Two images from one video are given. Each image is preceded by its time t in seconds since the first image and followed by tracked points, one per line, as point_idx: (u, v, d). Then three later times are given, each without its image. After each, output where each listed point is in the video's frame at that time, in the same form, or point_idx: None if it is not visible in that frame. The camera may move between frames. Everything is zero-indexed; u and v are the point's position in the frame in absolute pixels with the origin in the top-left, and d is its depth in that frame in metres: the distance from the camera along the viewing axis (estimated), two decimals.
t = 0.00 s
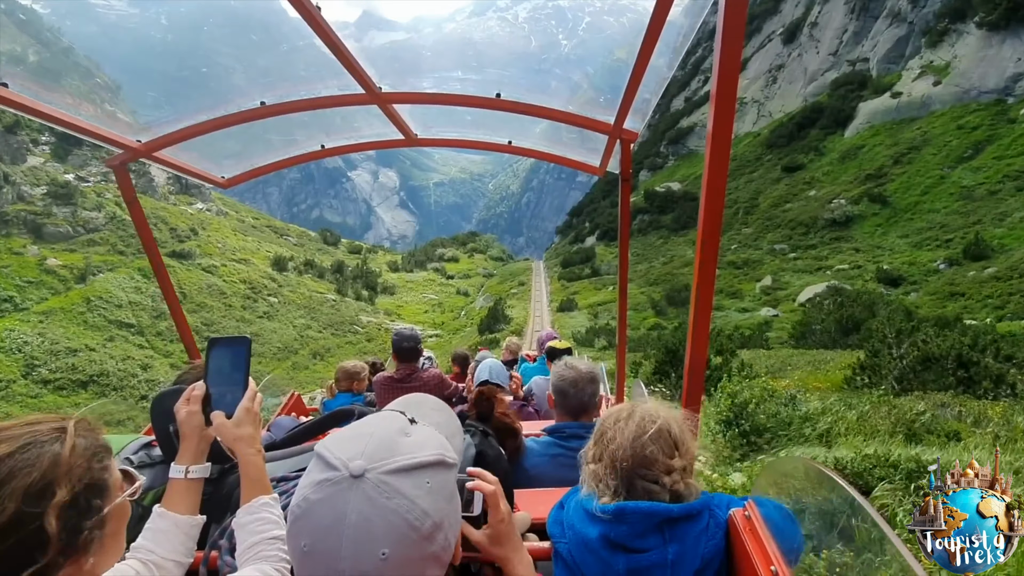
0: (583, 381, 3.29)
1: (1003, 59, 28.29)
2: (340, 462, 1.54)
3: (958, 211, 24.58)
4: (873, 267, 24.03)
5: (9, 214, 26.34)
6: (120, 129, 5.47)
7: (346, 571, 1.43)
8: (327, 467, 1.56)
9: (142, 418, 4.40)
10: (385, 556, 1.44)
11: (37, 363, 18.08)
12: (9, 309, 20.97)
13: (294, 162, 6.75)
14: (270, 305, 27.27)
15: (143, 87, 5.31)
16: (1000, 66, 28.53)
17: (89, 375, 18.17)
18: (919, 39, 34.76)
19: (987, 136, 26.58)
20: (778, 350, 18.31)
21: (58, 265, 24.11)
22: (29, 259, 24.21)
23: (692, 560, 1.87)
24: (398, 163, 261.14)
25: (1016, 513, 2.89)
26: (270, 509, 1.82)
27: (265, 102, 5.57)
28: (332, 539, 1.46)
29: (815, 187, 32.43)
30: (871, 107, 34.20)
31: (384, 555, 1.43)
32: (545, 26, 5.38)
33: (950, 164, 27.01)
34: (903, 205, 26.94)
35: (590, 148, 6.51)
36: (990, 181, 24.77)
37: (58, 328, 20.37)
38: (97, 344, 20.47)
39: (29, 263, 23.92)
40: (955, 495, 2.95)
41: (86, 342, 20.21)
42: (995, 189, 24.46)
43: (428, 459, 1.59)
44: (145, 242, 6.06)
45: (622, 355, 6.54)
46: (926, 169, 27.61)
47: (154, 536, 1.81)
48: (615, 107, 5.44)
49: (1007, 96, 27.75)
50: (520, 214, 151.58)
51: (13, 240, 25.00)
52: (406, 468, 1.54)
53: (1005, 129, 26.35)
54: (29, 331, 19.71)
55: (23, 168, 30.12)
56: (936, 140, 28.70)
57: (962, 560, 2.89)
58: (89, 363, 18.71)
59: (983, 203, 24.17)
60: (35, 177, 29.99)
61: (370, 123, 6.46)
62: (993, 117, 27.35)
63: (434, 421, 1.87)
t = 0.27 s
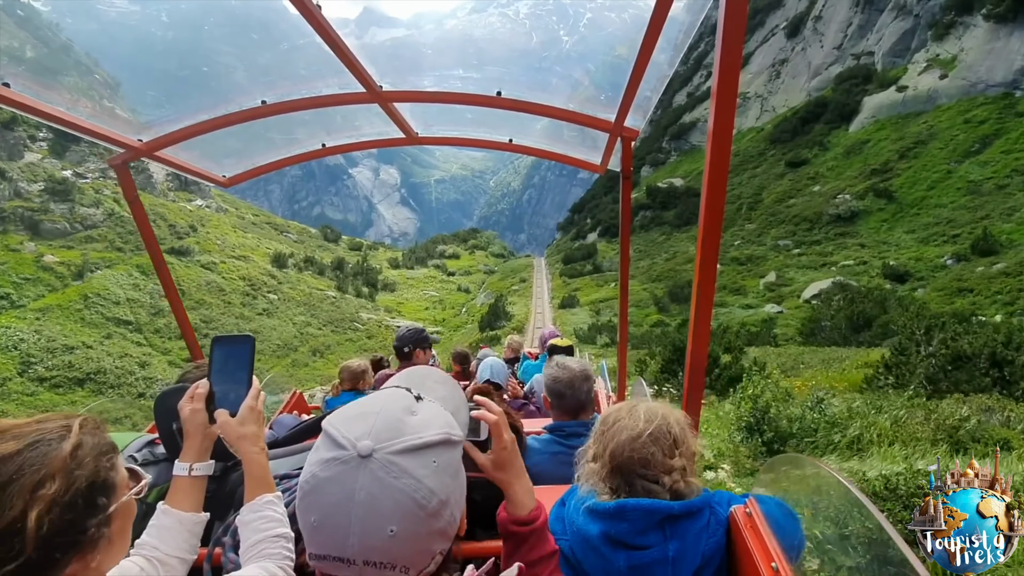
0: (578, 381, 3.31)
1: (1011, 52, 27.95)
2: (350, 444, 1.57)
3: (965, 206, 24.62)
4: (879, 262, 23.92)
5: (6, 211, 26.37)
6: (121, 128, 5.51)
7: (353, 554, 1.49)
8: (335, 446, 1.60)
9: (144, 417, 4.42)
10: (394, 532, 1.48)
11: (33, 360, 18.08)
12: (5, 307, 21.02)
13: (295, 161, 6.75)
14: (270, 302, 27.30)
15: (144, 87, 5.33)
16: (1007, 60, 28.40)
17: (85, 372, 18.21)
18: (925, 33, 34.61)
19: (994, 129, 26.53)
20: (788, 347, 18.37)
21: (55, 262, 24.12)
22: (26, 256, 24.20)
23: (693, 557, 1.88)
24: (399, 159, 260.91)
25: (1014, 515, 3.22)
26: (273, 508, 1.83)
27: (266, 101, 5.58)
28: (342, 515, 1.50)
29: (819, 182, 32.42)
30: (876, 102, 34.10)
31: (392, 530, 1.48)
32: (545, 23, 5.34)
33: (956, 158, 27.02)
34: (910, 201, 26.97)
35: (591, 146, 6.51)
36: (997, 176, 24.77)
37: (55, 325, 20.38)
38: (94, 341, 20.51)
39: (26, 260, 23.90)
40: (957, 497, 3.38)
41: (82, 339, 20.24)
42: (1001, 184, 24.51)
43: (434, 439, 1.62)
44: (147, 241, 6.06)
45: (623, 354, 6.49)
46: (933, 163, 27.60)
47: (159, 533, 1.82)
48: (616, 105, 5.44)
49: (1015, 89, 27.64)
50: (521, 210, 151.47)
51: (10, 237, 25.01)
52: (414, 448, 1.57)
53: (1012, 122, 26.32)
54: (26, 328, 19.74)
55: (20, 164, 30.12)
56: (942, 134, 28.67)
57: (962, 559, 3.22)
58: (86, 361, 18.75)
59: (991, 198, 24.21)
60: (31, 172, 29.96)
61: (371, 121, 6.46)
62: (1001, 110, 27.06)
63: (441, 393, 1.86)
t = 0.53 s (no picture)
0: (577, 377, 3.19)
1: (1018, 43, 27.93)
2: (348, 403, 1.40)
3: (971, 199, 24.64)
4: (883, 257, 23.94)
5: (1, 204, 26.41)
6: (118, 122, 5.46)
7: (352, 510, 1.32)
8: (336, 407, 1.42)
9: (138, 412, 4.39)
10: (390, 490, 1.30)
11: (27, 355, 18.08)
12: None
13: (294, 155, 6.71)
14: (268, 296, 27.33)
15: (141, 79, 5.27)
16: (1013, 51, 28.37)
17: (80, 368, 18.22)
18: (930, 24, 34.50)
19: (1001, 121, 26.64)
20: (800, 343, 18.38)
21: (50, 256, 24.15)
22: (21, 250, 24.20)
23: (694, 553, 1.86)
24: (399, 153, 260.57)
25: (1015, 514, 2.89)
26: (270, 505, 1.81)
27: (264, 94, 5.55)
28: (342, 471, 1.33)
29: (822, 175, 32.35)
30: (880, 93, 33.89)
31: (388, 488, 1.30)
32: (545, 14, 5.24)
33: (961, 151, 27.03)
34: (915, 193, 26.97)
35: (591, 140, 6.48)
36: (1003, 169, 24.80)
37: (50, 320, 20.42)
38: (89, 336, 20.54)
39: (21, 254, 23.90)
40: (956, 496, 3.01)
41: (77, 334, 20.26)
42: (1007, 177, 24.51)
43: (430, 404, 1.43)
44: (145, 236, 6.04)
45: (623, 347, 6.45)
46: (938, 156, 27.63)
47: (154, 531, 1.82)
48: (616, 98, 5.39)
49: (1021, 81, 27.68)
50: (522, 204, 151.39)
51: (4, 231, 25.03)
52: (409, 412, 1.39)
53: (1019, 113, 26.39)
54: (21, 323, 19.78)
55: (16, 158, 30.13)
56: (948, 126, 28.68)
57: (962, 559, 2.91)
58: (81, 356, 18.77)
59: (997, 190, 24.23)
60: (27, 166, 29.97)
61: (370, 116, 6.41)
62: (1008, 102, 27.29)
63: (440, 358, 1.67)
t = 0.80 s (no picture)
0: (578, 373, 3.25)
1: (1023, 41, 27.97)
2: (365, 370, 1.45)
3: (976, 197, 24.66)
4: (889, 254, 24.00)
5: None
6: (123, 118, 5.48)
7: (367, 467, 1.37)
8: (354, 376, 1.47)
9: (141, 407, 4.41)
10: (403, 449, 1.36)
11: (21, 349, 18.17)
12: None
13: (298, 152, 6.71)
14: (267, 291, 27.36)
15: (146, 75, 5.30)
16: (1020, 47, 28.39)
17: (76, 362, 18.31)
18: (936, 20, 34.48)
19: (1006, 119, 26.68)
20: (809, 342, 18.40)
21: (45, 249, 24.22)
22: (16, 243, 24.29)
23: (694, 547, 1.90)
24: (401, 149, 260.28)
25: (1014, 514, 3.25)
26: (280, 496, 1.85)
27: (268, 91, 5.55)
28: (358, 434, 1.38)
29: (826, 172, 32.30)
30: (886, 89, 33.75)
31: (402, 446, 1.36)
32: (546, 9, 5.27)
33: (966, 148, 26.92)
34: (921, 190, 26.95)
35: (593, 138, 6.50)
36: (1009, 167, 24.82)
37: (45, 314, 20.49)
38: (85, 330, 20.63)
39: (16, 247, 23.97)
40: (957, 497, 3.49)
41: (73, 328, 20.35)
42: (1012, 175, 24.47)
43: (440, 376, 1.49)
44: (150, 230, 6.05)
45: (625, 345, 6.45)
46: (945, 153, 27.59)
47: (166, 520, 1.86)
48: (620, 98, 5.42)
49: None
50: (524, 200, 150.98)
51: None
52: (423, 379, 1.45)
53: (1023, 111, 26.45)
54: (15, 317, 19.83)
55: (11, 149, 30.09)
56: (954, 123, 28.70)
57: (963, 558, 3.23)
58: (76, 350, 18.86)
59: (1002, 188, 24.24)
60: (22, 158, 29.96)
61: (374, 112, 6.44)
62: (1014, 98, 27.31)
63: (448, 347, 1.71)
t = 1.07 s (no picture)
0: (589, 375, 3.32)
1: None
2: (393, 368, 1.54)
3: (991, 210, 24.72)
4: (901, 266, 24.09)
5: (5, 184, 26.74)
6: (152, 114, 5.63)
7: (393, 461, 1.45)
8: (382, 373, 1.57)
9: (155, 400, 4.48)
10: (427, 446, 1.45)
11: (24, 338, 18.33)
12: None
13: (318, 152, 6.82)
14: (273, 286, 27.50)
15: (175, 75, 5.37)
16: None
17: (78, 353, 18.47)
18: (953, 30, 34.61)
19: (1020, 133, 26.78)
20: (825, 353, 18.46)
21: (52, 238, 24.44)
22: (23, 231, 24.53)
23: (704, 543, 1.98)
24: (410, 148, 260.94)
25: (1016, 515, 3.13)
26: (303, 483, 1.94)
27: (293, 91, 5.64)
28: (385, 430, 1.47)
29: (838, 181, 32.26)
30: (902, 98, 33.75)
31: (426, 443, 1.45)
32: (561, 13, 5.32)
33: (981, 159, 27.03)
34: (934, 202, 27.03)
35: (607, 144, 6.59)
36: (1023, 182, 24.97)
37: (49, 304, 20.66)
38: (88, 320, 20.79)
39: (23, 235, 24.20)
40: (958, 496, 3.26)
41: (76, 318, 20.52)
42: None
43: (465, 376, 1.57)
44: (173, 225, 6.17)
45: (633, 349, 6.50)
46: (960, 164, 27.60)
47: (194, 505, 1.95)
48: (638, 104, 5.53)
49: None
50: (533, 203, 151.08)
51: (7, 211, 25.32)
52: (448, 379, 1.54)
53: None
54: (19, 306, 20.00)
55: (21, 138, 30.33)
56: (969, 134, 28.74)
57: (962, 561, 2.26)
58: (79, 341, 19.02)
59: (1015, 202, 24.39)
60: (32, 147, 30.21)
61: (393, 115, 6.55)
62: None
63: (472, 347, 1.79)
